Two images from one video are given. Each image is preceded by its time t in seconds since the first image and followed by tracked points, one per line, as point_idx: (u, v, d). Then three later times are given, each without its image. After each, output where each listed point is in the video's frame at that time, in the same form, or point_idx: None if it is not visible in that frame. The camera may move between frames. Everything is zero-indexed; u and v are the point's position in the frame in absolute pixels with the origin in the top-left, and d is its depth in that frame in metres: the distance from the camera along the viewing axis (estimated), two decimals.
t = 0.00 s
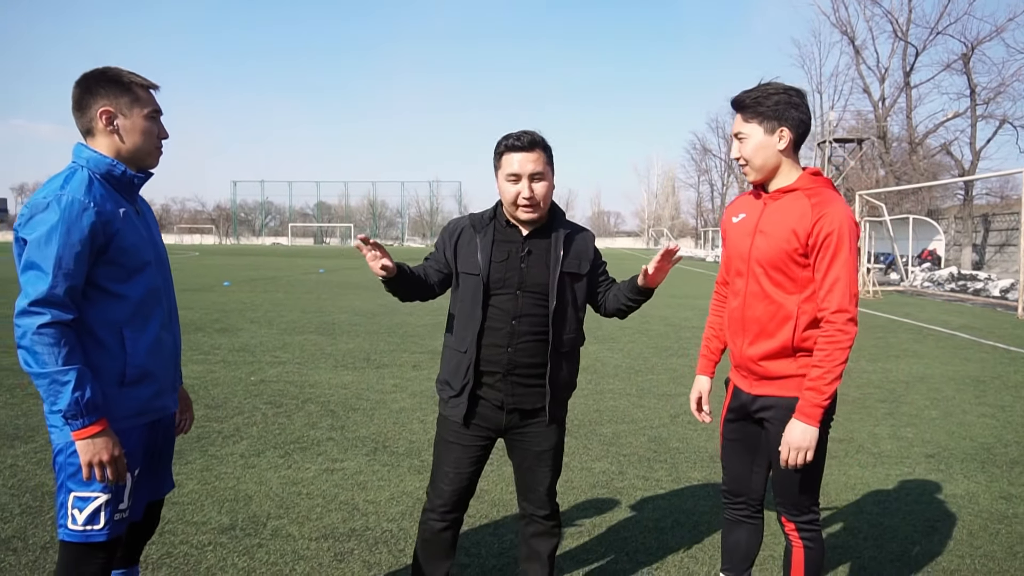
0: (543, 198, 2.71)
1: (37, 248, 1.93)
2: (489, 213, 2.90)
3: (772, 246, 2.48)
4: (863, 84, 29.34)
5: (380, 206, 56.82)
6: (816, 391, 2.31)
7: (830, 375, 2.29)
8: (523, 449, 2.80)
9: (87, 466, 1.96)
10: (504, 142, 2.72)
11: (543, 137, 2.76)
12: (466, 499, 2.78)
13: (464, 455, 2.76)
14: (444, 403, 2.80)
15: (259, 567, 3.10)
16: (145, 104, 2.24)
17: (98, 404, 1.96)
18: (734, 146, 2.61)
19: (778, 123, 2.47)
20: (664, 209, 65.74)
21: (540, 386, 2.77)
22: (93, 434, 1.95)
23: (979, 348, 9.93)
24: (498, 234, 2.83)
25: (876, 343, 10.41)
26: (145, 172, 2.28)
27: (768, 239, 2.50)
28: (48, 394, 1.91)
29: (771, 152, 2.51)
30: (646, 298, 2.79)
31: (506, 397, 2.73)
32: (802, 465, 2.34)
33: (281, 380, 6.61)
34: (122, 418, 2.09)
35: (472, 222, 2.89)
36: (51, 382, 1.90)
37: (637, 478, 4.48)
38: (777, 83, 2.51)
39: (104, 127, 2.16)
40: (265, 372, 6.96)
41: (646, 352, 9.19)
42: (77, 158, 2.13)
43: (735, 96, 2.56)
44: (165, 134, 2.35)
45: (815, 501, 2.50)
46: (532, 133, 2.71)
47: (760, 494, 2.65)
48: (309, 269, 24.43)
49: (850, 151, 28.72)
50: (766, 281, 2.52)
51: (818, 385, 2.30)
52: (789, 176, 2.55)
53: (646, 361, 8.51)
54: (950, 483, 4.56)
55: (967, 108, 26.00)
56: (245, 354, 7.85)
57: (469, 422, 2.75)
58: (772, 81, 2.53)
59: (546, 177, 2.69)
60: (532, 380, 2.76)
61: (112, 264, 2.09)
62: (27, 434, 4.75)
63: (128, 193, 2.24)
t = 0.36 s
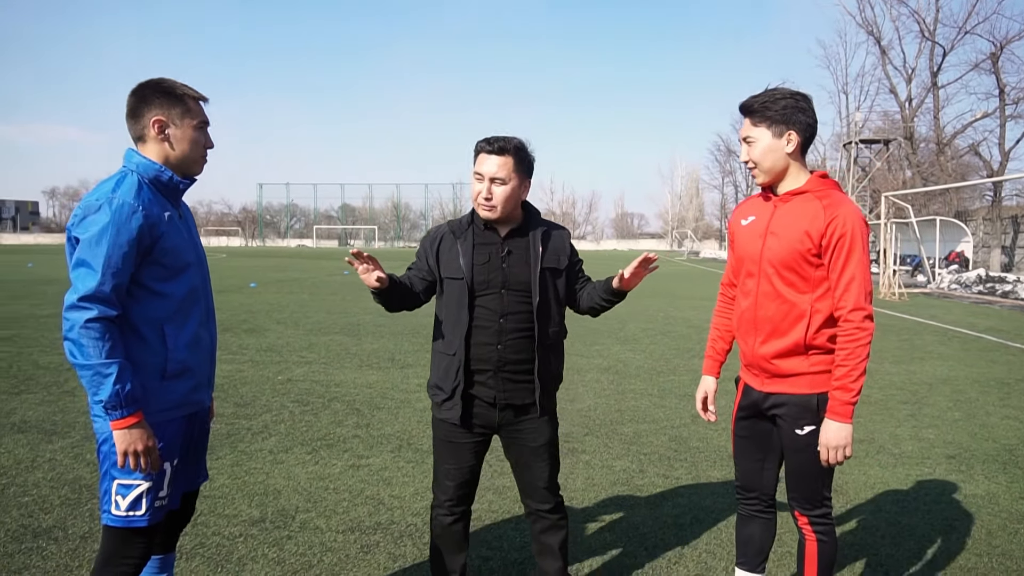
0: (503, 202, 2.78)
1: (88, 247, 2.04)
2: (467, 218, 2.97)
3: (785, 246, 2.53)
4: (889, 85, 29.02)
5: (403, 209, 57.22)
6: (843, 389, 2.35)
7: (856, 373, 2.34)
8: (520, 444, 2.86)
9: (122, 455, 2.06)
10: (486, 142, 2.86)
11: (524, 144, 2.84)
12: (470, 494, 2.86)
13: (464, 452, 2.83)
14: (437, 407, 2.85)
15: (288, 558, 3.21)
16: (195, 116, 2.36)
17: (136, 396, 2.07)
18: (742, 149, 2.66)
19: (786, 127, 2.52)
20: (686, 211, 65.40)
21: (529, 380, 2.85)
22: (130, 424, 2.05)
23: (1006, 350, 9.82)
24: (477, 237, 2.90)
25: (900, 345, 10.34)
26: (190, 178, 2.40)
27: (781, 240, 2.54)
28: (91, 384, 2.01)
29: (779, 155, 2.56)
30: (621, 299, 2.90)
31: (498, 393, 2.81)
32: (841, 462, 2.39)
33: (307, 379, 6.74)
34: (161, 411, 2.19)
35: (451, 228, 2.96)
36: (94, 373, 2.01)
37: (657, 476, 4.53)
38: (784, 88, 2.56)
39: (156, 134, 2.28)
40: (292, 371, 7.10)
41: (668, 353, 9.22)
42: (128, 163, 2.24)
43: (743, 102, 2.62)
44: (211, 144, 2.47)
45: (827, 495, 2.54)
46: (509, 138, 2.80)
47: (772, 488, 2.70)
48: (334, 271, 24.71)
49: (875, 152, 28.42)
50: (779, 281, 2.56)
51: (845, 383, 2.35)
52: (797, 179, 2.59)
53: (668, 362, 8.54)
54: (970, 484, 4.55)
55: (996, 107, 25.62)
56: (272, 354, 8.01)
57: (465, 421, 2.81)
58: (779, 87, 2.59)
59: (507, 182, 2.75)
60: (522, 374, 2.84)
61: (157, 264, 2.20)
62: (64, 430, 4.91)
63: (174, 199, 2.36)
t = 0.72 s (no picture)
0: (484, 198, 2.80)
1: (126, 245, 2.10)
2: (454, 216, 2.99)
3: (800, 242, 2.53)
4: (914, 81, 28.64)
5: (423, 207, 57.47)
6: (839, 380, 2.36)
7: (853, 365, 2.35)
8: (516, 435, 2.90)
9: (170, 445, 2.14)
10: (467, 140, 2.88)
11: (506, 140, 2.85)
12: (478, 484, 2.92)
13: (464, 444, 2.88)
14: (433, 403, 2.90)
15: (311, 549, 3.27)
16: (226, 116, 2.43)
17: (178, 389, 2.14)
18: (760, 145, 2.67)
19: (804, 123, 2.53)
20: (707, 208, 64.97)
21: (520, 373, 2.89)
22: (175, 416, 2.12)
23: None
24: (465, 235, 2.93)
25: (924, 343, 10.23)
26: (219, 177, 2.46)
27: (796, 236, 2.55)
28: (136, 379, 2.08)
29: (797, 151, 2.56)
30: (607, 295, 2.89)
31: (491, 387, 2.84)
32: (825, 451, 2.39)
33: (329, 375, 6.83)
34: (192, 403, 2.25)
35: (439, 227, 2.99)
36: (138, 368, 2.08)
37: (676, 472, 4.54)
38: (803, 84, 2.56)
39: (187, 133, 2.34)
40: (314, 367, 7.20)
41: (689, 350, 9.21)
42: (157, 161, 2.32)
43: (762, 98, 2.62)
44: (239, 144, 2.53)
45: (843, 489, 2.55)
46: (488, 135, 2.82)
47: (788, 483, 2.71)
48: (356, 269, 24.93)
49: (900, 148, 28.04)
50: (793, 277, 2.57)
51: (841, 374, 2.36)
52: (814, 174, 2.60)
53: (688, 360, 8.53)
54: (992, 481, 4.52)
55: None
56: (295, 350, 8.12)
57: (458, 415, 2.86)
58: (798, 83, 2.59)
59: (487, 179, 2.78)
60: (514, 368, 2.87)
61: (187, 261, 2.26)
62: (93, 424, 5.02)
63: (200, 196, 2.42)
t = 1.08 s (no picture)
0: (505, 195, 2.80)
1: (138, 245, 2.11)
2: (464, 212, 3.00)
3: (810, 240, 2.52)
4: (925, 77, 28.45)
5: (431, 205, 57.55)
6: (849, 379, 2.35)
7: (863, 365, 2.34)
8: (523, 433, 2.90)
9: (190, 442, 2.16)
10: (479, 137, 2.84)
11: (518, 137, 2.85)
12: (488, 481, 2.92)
13: (475, 442, 2.88)
14: (444, 399, 2.91)
15: (320, 545, 3.28)
16: (235, 114, 2.44)
17: (196, 388, 2.15)
18: (769, 142, 2.66)
19: (814, 121, 2.51)
20: (715, 206, 64.76)
21: (530, 369, 2.87)
22: (195, 415, 2.14)
23: None
24: (474, 231, 2.93)
25: (934, 341, 10.18)
26: (228, 173, 2.47)
27: (805, 234, 2.54)
28: (154, 378, 2.10)
29: (807, 149, 2.55)
30: (622, 278, 2.91)
31: (502, 383, 2.84)
32: (841, 452, 2.38)
33: (338, 372, 6.86)
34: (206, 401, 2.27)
35: (448, 222, 2.98)
36: (156, 368, 2.09)
37: (684, 470, 4.54)
38: (813, 81, 2.55)
39: (197, 131, 2.35)
40: (323, 364, 7.22)
41: (697, 348, 9.19)
42: (167, 159, 2.32)
43: (772, 95, 2.61)
44: (249, 141, 2.54)
45: (853, 488, 2.53)
46: (503, 132, 2.80)
47: (798, 481, 2.70)
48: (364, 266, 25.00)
49: (910, 145, 27.86)
50: (804, 275, 2.56)
51: (852, 374, 2.35)
52: (824, 172, 2.58)
53: (697, 357, 8.52)
54: (1002, 480, 4.49)
55: None
56: (304, 347, 8.15)
57: (470, 412, 2.86)
58: (809, 80, 2.58)
59: (508, 175, 2.77)
60: (524, 364, 2.86)
61: (199, 259, 2.27)
62: (104, 420, 5.06)
63: (211, 193, 2.43)
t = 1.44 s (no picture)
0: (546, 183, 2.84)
1: (146, 244, 2.10)
2: (483, 211, 2.98)
3: (824, 239, 2.49)
4: (933, 75, 28.29)
5: (437, 203, 57.56)
6: (866, 381, 2.32)
7: (880, 366, 2.31)
8: (542, 434, 2.89)
9: (197, 443, 2.14)
10: (500, 133, 2.85)
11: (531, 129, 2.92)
12: (499, 484, 2.90)
13: (489, 444, 2.85)
14: (460, 400, 2.87)
15: (325, 545, 3.27)
16: (244, 112, 2.42)
17: (204, 388, 2.14)
18: (782, 139, 2.63)
19: (828, 118, 2.48)
20: (721, 204, 64.58)
21: (551, 369, 2.86)
22: (202, 415, 2.12)
23: None
24: (495, 229, 2.92)
25: (942, 340, 10.11)
26: (237, 172, 2.45)
27: (819, 233, 2.51)
28: (162, 378, 2.08)
29: (820, 146, 2.52)
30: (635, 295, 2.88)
31: (522, 383, 2.82)
32: (857, 455, 2.35)
33: (343, 371, 6.85)
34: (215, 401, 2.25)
35: (468, 221, 2.96)
36: (164, 367, 2.08)
37: (691, 470, 4.51)
38: (827, 78, 2.52)
39: (206, 129, 2.33)
40: (328, 363, 7.21)
41: (703, 347, 9.14)
42: (175, 157, 2.31)
43: (785, 92, 2.58)
44: (257, 140, 2.52)
45: (864, 490, 2.51)
46: (525, 124, 2.86)
47: (805, 482, 2.67)
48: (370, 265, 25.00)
49: (918, 144, 27.72)
50: (817, 275, 2.53)
51: (868, 375, 2.32)
52: (838, 170, 2.55)
53: (703, 356, 8.48)
54: (1013, 481, 4.45)
55: None
56: (309, 346, 8.14)
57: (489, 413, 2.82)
58: (822, 77, 2.55)
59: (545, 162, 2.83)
60: (545, 364, 2.85)
61: (207, 258, 2.25)
62: (109, 419, 5.05)
63: (219, 191, 2.41)
